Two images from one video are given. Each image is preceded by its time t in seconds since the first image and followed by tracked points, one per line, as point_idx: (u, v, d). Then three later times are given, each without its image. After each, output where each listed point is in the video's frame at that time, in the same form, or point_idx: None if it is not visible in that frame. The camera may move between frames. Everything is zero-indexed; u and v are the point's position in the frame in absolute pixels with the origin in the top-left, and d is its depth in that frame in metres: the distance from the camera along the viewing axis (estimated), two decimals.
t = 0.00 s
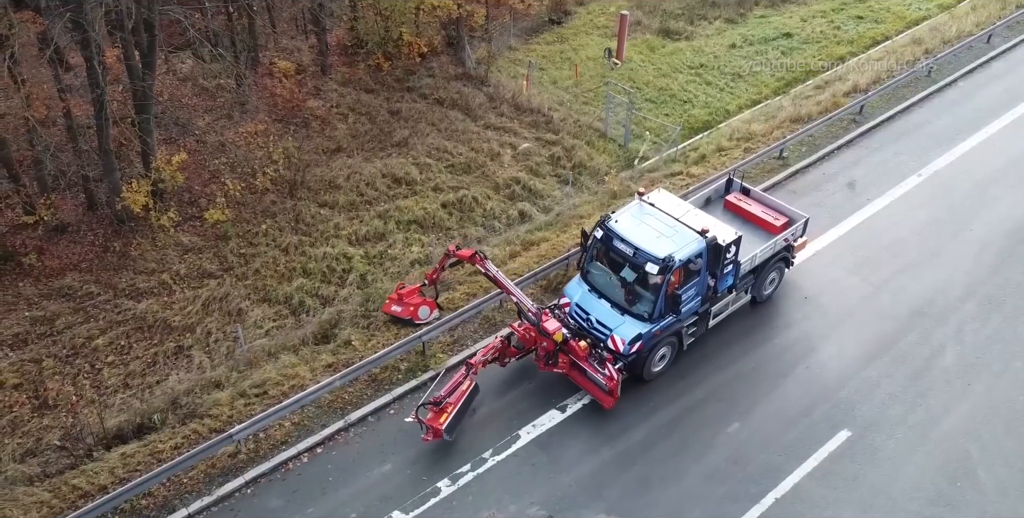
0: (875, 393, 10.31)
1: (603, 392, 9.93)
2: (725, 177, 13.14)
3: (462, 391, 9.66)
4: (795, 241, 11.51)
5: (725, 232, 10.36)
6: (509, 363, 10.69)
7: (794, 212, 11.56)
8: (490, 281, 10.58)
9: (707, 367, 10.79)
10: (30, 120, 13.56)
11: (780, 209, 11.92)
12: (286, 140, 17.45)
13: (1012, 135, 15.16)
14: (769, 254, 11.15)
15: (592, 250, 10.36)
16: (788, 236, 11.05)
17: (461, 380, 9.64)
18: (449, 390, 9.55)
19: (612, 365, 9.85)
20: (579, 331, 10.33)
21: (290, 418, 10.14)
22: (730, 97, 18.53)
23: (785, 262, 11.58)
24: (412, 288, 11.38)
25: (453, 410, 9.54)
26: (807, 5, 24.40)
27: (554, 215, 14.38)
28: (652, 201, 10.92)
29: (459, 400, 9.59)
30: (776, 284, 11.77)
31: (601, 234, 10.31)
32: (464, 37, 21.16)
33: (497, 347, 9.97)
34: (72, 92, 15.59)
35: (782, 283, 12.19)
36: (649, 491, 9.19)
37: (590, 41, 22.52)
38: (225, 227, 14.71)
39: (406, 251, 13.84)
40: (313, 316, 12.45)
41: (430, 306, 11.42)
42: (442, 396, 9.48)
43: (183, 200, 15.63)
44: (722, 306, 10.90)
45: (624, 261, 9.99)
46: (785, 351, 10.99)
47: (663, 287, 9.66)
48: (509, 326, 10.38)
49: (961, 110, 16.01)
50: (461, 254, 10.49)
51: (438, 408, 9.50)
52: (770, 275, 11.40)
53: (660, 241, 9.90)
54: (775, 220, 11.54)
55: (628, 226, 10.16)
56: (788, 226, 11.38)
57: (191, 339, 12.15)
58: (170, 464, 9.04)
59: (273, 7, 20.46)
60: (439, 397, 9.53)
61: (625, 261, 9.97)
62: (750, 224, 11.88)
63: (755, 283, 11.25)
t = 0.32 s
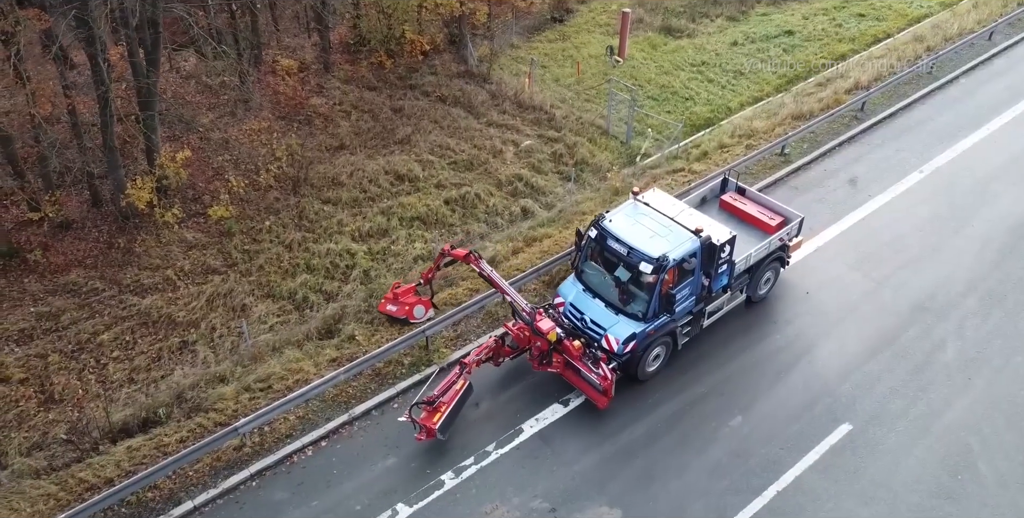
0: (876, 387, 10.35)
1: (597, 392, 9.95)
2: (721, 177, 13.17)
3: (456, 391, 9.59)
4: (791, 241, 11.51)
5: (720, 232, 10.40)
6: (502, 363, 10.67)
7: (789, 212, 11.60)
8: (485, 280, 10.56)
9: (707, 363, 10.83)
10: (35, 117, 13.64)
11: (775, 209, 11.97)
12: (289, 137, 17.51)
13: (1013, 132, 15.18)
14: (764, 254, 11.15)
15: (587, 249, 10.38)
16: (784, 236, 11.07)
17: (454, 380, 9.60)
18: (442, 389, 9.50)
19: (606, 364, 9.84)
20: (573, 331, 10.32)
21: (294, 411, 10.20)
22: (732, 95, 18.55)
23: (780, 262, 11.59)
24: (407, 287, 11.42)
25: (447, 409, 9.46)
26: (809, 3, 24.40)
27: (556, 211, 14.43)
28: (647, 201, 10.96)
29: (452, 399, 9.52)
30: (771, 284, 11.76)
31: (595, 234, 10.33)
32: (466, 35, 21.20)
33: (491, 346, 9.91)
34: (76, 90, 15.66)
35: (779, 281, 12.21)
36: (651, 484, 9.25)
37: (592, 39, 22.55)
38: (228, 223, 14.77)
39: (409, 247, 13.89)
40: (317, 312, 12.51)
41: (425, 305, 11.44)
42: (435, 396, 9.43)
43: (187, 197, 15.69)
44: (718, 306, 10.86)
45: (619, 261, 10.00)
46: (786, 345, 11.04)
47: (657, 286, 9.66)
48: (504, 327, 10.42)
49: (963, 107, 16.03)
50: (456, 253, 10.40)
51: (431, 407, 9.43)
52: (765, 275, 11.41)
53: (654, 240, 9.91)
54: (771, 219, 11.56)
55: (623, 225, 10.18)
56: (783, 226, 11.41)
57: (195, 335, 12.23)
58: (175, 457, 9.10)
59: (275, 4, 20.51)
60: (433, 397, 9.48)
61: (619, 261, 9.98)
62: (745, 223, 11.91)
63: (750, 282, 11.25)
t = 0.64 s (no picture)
0: (875, 376, 10.47)
1: (590, 386, 10.00)
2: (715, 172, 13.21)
3: (448, 386, 9.69)
4: (783, 237, 11.61)
5: (712, 227, 10.54)
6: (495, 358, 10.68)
7: (782, 208, 11.58)
8: (479, 275, 10.79)
9: (708, 352, 10.94)
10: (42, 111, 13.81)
11: (768, 205, 11.98)
12: (293, 133, 17.64)
13: (1012, 126, 15.28)
14: (757, 250, 11.20)
15: (580, 246, 10.50)
16: (776, 232, 11.10)
17: (448, 374, 9.66)
18: (436, 384, 9.55)
19: (599, 359, 9.87)
20: (566, 325, 10.42)
21: (300, 400, 10.33)
22: (733, 90, 18.64)
23: (774, 257, 11.64)
24: (402, 282, 11.51)
25: (440, 404, 9.57)
26: None
27: (558, 204, 14.56)
28: (640, 196, 11.07)
29: (445, 394, 9.62)
30: (765, 279, 11.82)
31: (588, 230, 10.45)
32: (468, 31, 21.32)
33: (485, 341, 10.00)
34: (82, 85, 15.82)
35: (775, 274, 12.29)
36: (653, 470, 9.37)
37: (594, 36, 22.66)
38: (234, 217, 14.92)
39: (412, 241, 14.03)
40: (322, 303, 12.65)
41: (420, 300, 11.54)
42: (428, 391, 9.47)
43: (192, 191, 15.83)
44: (710, 301, 10.98)
45: (611, 257, 10.13)
46: (785, 335, 11.17)
47: (649, 281, 9.77)
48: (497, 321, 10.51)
49: (962, 101, 16.13)
50: (450, 249, 10.64)
51: (424, 402, 9.48)
52: (758, 271, 11.47)
53: (646, 236, 10.03)
54: (764, 215, 11.58)
55: (616, 221, 10.30)
56: (776, 221, 11.45)
57: (201, 326, 12.37)
58: (183, 444, 9.24)
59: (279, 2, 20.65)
60: (426, 391, 9.52)
61: (612, 256, 10.11)
62: (739, 219, 11.95)
63: (743, 278, 11.31)
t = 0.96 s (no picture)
0: (871, 360, 10.66)
1: (582, 375, 10.19)
2: (707, 165, 13.37)
3: (441, 375, 9.86)
4: (774, 228, 11.70)
5: (703, 218, 10.65)
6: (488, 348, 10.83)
7: (773, 199, 11.77)
8: (472, 266, 10.88)
9: (707, 337, 11.14)
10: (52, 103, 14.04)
11: (759, 196, 12.14)
12: (298, 125, 17.84)
13: (1009, 118, 15.45)
14: (747, 241, 11.34)
15: (572, 237, 10.60)
16: (767, 223, 11.24)
17: (441, 363, 9.84)
18: (429, 373, 9.74)
19: (590, 348, 10.05)
20: (558, 316, 10.54)
21: (307, 383, 10.54)
22: (732, 83, 18.81)
23: (765, 249, 11.77)
24: (396, 274, 11.72)
25: (433, 393, 9.74)
26: None
27: (559, 195, 14.76)
28: (631, 188, 11.19)
29: (439, 383, 9.78)
30: (756, 270, 11.95)
31: (580, 221, 10.56)
32: (471, 26, 21.51)
33: (478, 330, 10.13)
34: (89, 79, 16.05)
35: (768, 264, 12.43)
36: (652, 450, 9.57)
37: (595, 31, 22.85)
38: (239, 208, 15.13)
39: (415, 230, 14.23)
40: (327, 291, 12.87)
41: (413, 291, 11.72)
42: (421, 379, 9.67)
43: (198, 183, 16.07)
44: (701, 291, 11.05)
45: (603, 247, 10.23)
46: (782, 321, 11.36)
47: (640, 271, 9.88)
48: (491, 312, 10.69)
49: (959, 94, 16.30)
50: (443, 241, 10.69)
51: (417, 390, 9.69)
52: (749, 262, 11.61)
53: (637, 227, 10.16)
54: (754, 207, 11.72)
55: (607, 212, 10.42)
56: (767, 212, 11.60)
57: (209, 314, 12.58)
58: (192, 425, 9.46)
59: None
60: (419, 380, 9.73)
61: (604, 247, 10.21)
62: (730, 211, 12.10)
63: (734, 268, 11.43)
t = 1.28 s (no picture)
0: (864, 341, 10.91)
1: (573, 361, 10.35)
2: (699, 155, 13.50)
3: (435, 361, 10.03)
4: (765, 218, 11.88)
5: (691, 207, 10.87)
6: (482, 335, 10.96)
7: (762, 189, 11.94)
8: (466, 255, 11.02)
9: (704, 320, 11.39)
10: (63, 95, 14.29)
11: (748, 187, 12.34)
12: (302, 118, 18.09)
13: (1003, 108, 15.69)
14: (737, 230, 11.52)
15: (563, 226, 10.78)
16: (756, 213, 11.42)
17: (435, 349, 10.02)
18: (423, 358, 9.92)
19: (581, 333, 10.26)
20: (550, 303, 10.67)
21: (313, 363, 10.81)
22: (731, 76, 19.05)
23: (754, 238, 11.96)
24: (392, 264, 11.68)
25: (427, 378, 9.93)
26: None
27: (560, 185, 15.03)
28: (622, 179, 11.39)
29: (433, 368, 9.98)
30: (746, 260, 12.14)
31: (572, 210, 10.75)
32: (473, 21, 21.74)
33: (471, 317, 10.32)
34: (98, 71, 16.30)
35: (760, 252, 12.63)
36: (650, 427, 9.83)
37: (595, 26, 23.10)
38: (246, 198, 15.40)
39: (419, 219, 14.50)
40: (332, 277, 13.14)
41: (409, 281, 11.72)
42: (416, 365, 9.85)
43: (205, 174, 16.33)
44: (690, 281, 11.25)
45: (594, 235, 10.41)
46: (778, 304, 11.62)
47: (630, 259, 10.07)
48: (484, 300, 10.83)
49: (954, 85, 16.54)
50: (437, 230, 10.82)
51: (411, 376, 9.87)
52: (738, 251, 11.80)
53: (627, 216, 10.34)
54: (744, 197, 11.90)
55: (598, 202, 10.60)
56: (756, 202, 11.80)
57: (217, 299, 12.85)
58: (202, 403, 9.73)
59: None
60: (414, 366, 9.91)
61: (595, 235, 10.39)
62: (721, 201, 12.25)
63: (724, 257, 11.62)
